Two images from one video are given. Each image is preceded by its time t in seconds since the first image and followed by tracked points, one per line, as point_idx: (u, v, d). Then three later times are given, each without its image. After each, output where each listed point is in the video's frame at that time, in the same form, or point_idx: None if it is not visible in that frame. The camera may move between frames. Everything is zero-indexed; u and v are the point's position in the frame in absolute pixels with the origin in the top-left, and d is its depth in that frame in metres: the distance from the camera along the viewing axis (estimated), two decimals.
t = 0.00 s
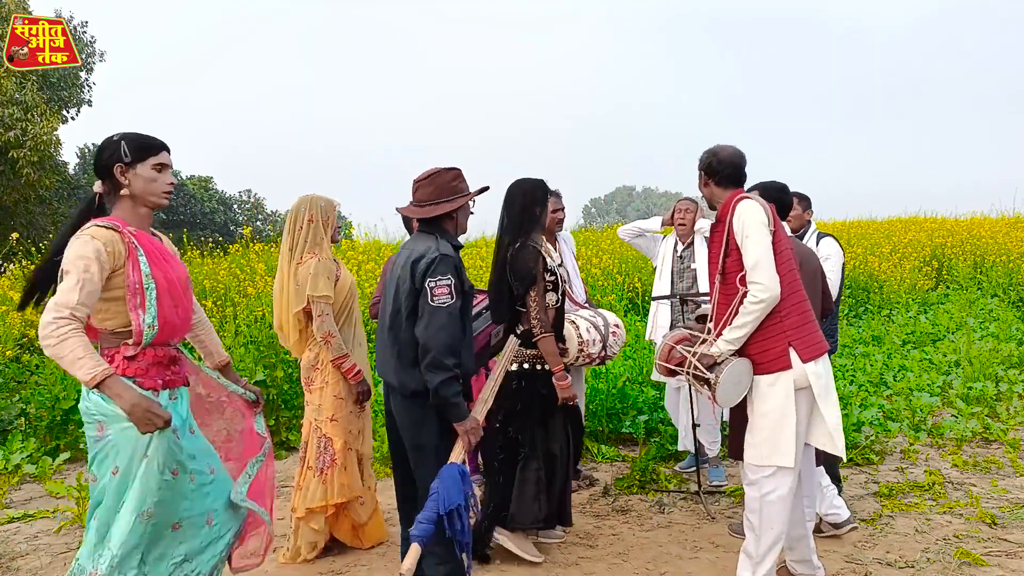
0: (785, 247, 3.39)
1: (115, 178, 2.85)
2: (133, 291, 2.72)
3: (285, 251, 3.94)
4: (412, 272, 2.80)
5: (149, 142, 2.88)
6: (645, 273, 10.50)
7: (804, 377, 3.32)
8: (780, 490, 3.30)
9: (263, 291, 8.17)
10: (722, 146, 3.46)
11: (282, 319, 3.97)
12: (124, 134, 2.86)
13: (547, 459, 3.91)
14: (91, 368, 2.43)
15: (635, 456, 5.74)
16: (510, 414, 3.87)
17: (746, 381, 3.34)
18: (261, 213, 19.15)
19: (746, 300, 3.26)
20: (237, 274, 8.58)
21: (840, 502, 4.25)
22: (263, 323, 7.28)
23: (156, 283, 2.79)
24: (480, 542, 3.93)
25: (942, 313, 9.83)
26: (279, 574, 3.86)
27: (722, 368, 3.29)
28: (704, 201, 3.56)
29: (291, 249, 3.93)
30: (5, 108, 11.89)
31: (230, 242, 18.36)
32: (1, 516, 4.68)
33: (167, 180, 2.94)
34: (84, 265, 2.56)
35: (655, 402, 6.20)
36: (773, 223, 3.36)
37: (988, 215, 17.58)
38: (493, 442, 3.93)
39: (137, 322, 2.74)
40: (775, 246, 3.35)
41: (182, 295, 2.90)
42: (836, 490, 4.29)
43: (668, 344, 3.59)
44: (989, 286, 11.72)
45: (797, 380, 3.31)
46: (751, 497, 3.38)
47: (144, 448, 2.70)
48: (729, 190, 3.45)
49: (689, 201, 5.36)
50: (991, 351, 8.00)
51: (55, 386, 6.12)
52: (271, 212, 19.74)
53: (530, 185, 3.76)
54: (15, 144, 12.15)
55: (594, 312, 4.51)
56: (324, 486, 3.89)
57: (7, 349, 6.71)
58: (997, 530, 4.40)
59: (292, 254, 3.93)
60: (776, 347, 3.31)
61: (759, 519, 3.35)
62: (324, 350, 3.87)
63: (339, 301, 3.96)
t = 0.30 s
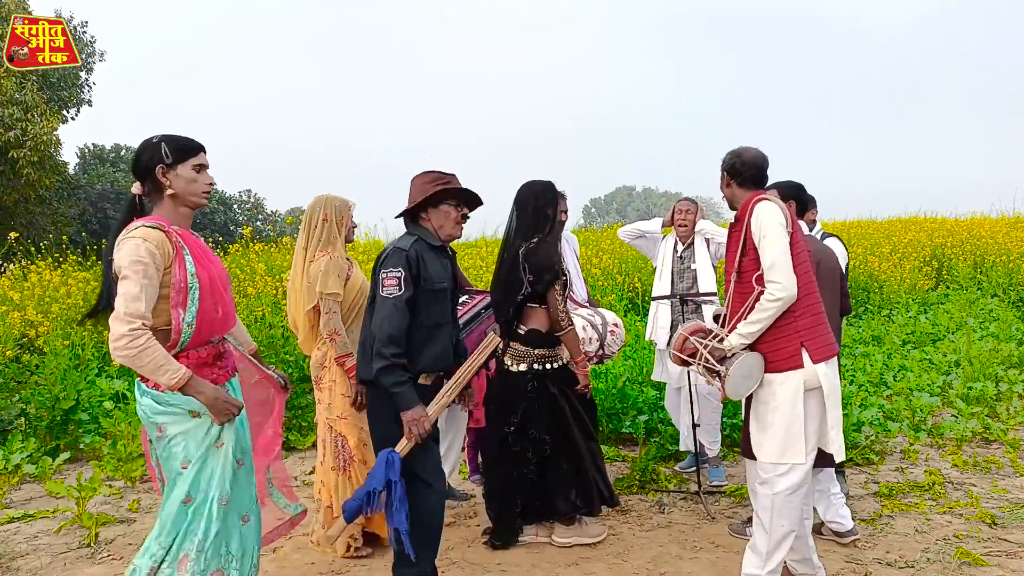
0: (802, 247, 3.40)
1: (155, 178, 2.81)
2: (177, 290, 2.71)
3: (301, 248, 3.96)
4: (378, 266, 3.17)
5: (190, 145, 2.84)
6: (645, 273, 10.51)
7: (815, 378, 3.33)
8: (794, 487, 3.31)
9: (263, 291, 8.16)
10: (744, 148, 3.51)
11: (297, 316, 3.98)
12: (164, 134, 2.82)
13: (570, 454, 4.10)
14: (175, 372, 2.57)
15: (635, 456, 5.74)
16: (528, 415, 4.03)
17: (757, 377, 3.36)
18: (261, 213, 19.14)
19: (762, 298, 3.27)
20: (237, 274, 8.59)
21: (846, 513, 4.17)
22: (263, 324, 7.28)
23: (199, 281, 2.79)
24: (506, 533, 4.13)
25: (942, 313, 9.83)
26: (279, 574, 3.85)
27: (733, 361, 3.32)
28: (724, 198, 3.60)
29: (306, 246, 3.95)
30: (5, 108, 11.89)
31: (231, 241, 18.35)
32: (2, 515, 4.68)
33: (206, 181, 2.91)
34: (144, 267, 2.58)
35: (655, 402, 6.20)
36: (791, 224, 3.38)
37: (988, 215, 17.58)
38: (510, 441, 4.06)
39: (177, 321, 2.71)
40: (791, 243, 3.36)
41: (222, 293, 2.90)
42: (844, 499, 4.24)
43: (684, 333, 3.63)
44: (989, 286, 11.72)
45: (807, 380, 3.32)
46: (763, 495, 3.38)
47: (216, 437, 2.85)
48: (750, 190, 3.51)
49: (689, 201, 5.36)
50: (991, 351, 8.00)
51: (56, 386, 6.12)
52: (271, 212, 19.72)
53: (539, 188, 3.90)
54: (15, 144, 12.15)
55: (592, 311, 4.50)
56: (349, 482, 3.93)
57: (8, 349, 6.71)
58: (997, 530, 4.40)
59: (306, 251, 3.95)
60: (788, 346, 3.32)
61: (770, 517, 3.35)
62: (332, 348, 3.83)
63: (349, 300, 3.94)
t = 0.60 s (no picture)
0: (816, 246, 3.43)
1: (175, 176, 2.81)
2: (177, 285, 2.67)
3: (308, 250, 3.96)
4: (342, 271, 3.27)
5: (211, 144, 2.83)
6: (644, 273, 10.51)
7: (828, 375, 3.33)
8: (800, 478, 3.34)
9: (263, 291, 8.17)
10: (760, 147, 3.53)
11: (303, 319, 3.97)
12: (186, 133, 2.81)
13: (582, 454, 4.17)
14: (149, 371, 2.53)
15: (635, 456, 5.74)
16: (547, 413, 4.08)
17: (769, 375, 3.40)
18: (261, 213, 19.11)
19: (776, 297, 3.30)
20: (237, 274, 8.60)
21: (851, 518, 4.16)
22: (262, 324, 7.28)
23: (203, 278, 2.74)
24: (513, 538, 4.07)
25: (942, 313, 9.83)
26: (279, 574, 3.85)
27: (748, 360, 3.34)
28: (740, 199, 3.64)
29: (312, 247, 3.94)
30: (4, 108, 11.88)
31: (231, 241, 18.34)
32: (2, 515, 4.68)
33: (227, 181, 2.89)
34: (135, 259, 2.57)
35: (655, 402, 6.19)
36: (808, 224, 3.40)
37: (988, 215, 17.59)
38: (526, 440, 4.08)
39: (177, 316, 2.68)
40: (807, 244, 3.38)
41: (228, 292, 2.84)
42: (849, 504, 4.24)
43: (698, 334, 3.74)
44: (989, 286, 11.72)
45: (819, 377, 3.33)
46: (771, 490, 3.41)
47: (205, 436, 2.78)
48: (767, 191, 3.52)
49: (689, 202, 5.35)
50: (991, 351, 8.00)
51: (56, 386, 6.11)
52: (271, 212, 19.71)
53: (554, 188, 4.02)
54: (15, 144, 12.15)
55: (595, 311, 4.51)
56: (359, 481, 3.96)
57: (8, 349, 6.71)
58: (997, 530, 4.40)
59: (313, 253, 3.93)
60: (801, 343, 3.35)
61: (776, 511, 3.37)
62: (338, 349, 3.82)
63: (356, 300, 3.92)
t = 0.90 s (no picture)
0: (828, 242, 3.46)
1: (156, 170, 2.78)
2: (161, 279, 2.65)
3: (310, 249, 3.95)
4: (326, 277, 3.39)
5: (196, 139, 2.83)
6: (645, 273, 10.52)
7: (835, 372, 3.34)
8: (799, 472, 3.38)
9: (263, 291, 8.17)
10: (773, 145, 3.56)
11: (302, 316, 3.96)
12: (172, 126, 2.80)
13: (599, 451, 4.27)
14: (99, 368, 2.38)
15: (635, 456, 5.74)
16: (575, 413, 4.09)
17: (778, 368, 3.43)
18: (261, 213, 19.10)
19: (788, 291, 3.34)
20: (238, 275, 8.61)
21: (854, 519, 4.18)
22: (262, 324, 7.28)
23: (185, 272, 2.71)
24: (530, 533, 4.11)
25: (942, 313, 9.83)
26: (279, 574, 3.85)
27: (756, 352, 3.40)
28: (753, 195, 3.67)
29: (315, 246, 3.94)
30: (4, 108, 11.88)
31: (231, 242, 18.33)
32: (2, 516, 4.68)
33: (209, 178, 2.89)
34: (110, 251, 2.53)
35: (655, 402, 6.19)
36: (820, 220, 3.44)
37: (988, 215, 17.59)
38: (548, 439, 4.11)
39: (161, 312, 2.65)
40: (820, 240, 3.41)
41: (211, 288, 2.81)
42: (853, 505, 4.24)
43: (708, 326, 3.75)
44: (989, 286, 11.72)
45: (826, 374, 3.35)
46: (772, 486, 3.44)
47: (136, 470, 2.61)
48: (780, 189, 3.56)
49: (689, 202, 5.35)
50: (991, 351, 8.00)
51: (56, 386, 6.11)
52: (272, 212, 19.70)
53: (567, 190, 4.00)
54: (15, 144, 12.14)
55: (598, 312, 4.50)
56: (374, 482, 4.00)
57: (8, 349, 6.71)
58: (997, 530, 4.40)
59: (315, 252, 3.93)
60: (811, 338, 3.38)
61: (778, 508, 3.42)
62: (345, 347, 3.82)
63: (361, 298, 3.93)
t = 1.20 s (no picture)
0: (839, 243, 3.46)
1: (159, 182, 2.77)
2: (162, 293, 2.63)
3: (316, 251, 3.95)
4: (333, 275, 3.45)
5: (192, 150, 2.82)
6: (645, 273, 10.52)
7: (843, 373, 3.36)
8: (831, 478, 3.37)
9: (263, 292, 8.18)
10: (788, 143, 3.57)
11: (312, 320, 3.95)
12: (166, 137, 2.78)
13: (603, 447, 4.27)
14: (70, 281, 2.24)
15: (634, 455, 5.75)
16: (572, 409, 4.10)
17: (785, 369, 3.41)
18: (261, 213, 19.09)
19: (795, 292, 3.35)
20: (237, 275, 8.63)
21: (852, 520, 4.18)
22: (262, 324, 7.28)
23: (186, 284, 2.70)
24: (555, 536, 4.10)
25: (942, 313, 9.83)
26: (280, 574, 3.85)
27: (763, 355, 3.40)
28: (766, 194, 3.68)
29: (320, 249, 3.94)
30: (4, 108, 11.88)
31: (231, 241, 18.31)
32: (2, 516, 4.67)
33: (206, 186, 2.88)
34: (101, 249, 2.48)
35: (655, 402, 6.19)
36: (830, 220, 3.44)
37: (988, 216, 17.59)
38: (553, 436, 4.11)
39: (170, 325, 2.66)
40: (829, 241, 3.41)
41: (211, 298, 2.81)
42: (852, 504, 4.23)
43: (714, 328, 3.69)
44: (989, 286, 11.72)
45: (835, 375, 3.36)
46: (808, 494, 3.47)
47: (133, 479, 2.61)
48: (793, 186, 3.56)
49: (689, 203, 5.35)
50: (991, 351, 8.00)
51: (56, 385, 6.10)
52: (272, 212, 19.70)
53: (580, 189, 4.04)
54: (15, 144, 12.12)
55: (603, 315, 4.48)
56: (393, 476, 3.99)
57: (8, 349, 6.71)
58: (997, 530, 4.40)
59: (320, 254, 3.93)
60: (819, 340, 3.39)
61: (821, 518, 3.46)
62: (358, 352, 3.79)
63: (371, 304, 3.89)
